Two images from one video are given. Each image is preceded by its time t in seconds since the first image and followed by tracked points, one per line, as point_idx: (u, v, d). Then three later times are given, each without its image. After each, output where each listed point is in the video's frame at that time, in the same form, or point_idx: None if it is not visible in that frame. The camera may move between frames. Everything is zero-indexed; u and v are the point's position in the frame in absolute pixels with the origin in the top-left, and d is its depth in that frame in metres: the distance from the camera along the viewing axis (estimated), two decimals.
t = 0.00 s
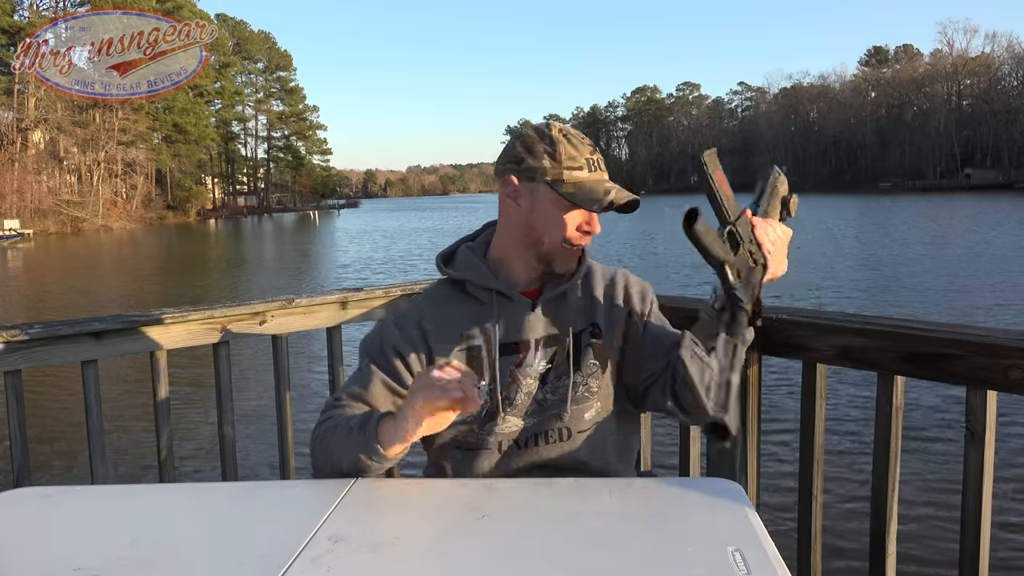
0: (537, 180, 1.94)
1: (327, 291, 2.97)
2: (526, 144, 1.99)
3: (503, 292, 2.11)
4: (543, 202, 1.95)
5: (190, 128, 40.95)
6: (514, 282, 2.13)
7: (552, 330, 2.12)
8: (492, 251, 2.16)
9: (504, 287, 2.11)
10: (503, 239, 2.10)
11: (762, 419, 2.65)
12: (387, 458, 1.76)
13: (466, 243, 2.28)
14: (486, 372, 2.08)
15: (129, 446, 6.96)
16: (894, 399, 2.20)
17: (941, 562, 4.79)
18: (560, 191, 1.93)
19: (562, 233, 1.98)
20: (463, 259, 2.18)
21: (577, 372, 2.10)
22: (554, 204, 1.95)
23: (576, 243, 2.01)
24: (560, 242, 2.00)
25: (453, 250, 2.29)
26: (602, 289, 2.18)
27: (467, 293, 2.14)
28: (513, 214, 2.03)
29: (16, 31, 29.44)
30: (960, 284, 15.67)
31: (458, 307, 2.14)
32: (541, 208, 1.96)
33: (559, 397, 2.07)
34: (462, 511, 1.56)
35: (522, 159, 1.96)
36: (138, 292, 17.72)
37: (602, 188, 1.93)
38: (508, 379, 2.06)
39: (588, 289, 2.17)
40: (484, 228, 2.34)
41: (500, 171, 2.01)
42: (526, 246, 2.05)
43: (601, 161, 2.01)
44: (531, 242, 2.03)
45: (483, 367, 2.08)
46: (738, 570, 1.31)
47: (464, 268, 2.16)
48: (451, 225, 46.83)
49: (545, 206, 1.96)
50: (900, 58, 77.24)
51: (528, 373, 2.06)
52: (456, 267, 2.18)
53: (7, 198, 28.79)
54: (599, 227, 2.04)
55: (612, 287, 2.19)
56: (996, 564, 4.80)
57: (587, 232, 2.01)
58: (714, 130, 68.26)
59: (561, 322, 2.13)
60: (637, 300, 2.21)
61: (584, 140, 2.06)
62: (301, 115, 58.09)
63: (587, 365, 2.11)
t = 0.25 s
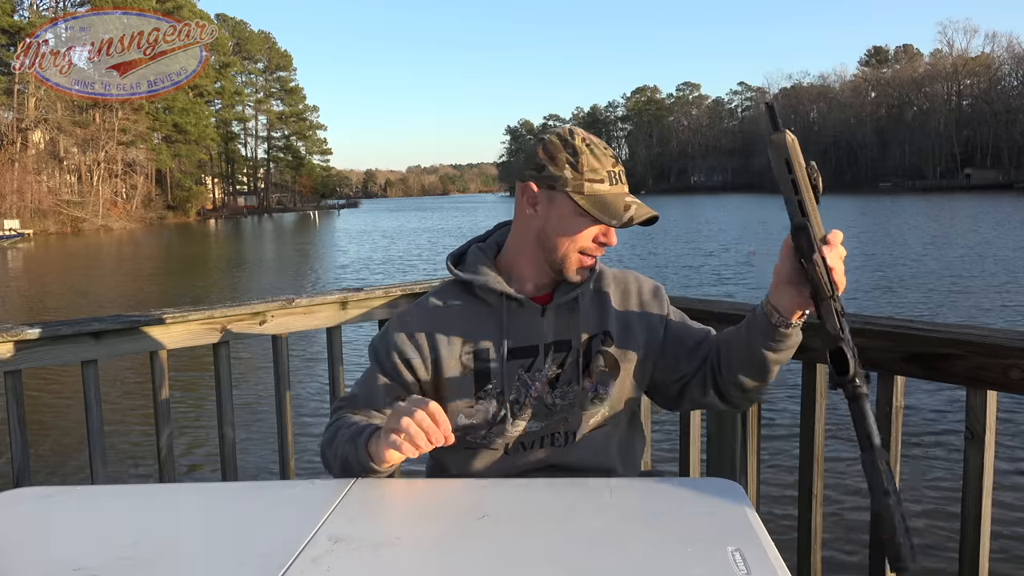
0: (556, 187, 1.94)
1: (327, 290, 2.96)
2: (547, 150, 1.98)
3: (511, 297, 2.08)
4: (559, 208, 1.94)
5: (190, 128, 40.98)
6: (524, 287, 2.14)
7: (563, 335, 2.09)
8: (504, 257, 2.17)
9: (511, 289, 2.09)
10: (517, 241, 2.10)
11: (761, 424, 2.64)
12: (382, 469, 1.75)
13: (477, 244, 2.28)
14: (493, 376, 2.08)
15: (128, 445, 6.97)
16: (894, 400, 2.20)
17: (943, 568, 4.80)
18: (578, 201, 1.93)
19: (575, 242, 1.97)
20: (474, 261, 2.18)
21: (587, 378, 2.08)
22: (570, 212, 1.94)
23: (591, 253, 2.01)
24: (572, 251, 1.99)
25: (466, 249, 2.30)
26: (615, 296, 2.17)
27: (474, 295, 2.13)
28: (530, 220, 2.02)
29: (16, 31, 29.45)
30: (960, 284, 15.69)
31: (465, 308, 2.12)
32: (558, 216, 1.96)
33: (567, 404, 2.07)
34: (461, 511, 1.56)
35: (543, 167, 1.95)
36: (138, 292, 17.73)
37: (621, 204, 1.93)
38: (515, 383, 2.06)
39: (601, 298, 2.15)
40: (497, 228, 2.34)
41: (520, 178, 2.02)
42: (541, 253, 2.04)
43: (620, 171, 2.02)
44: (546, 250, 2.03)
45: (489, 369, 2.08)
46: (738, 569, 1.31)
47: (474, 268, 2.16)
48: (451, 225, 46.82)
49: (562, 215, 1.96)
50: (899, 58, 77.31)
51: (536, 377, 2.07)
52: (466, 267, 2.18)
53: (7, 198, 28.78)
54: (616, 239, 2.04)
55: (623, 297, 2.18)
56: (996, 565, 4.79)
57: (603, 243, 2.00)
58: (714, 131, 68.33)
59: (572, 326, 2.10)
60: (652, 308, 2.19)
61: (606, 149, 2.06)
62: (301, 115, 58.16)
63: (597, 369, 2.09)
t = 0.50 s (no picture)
0: (582, 187, 1.90)
1: (328, 290, 2.96)
2: (576, 149, 1.94)
3: (533, 298, 2.06)
4: (585, 209, 1.91)
5: (190, 128, 40.99)
6: (544, 285, 2.07)
7: (581, 341, 2.07)
8: (528, 253, 2.12)
9: (532, 289, 2.06)
10: (540, 241, 2.05)
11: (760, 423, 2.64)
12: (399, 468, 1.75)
13: (501, 239, 2.24)
14: (507, 376, 2.06)
15: (128, 445, 6.98)
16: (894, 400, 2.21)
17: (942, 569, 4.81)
18: (606, 201, 1.89)
19: (601, 246, 1.94)
20: (497, 258, 2.14)
21: (600, 389, 2.07)
22: (598, 216, 1.91)
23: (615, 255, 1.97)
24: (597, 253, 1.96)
25: (487, 246, 2.26)
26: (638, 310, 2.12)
27: (493, 291, 2.10)
28: (555, 219, 1.98)
29: (16, 31, 29.45)
30: (960, 284, 15.69)
31: (482, 305, 2.08)
32: (585, 217, 1.92)
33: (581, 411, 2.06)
34: (463, 512, 1.56)
35: (571, 165, 1.92)
36: (137, 292, 17.73)
37: (647, 207, 1.90)
38: (528, 386, 2.05)
39: (623, 313, 2.10)
40: (519, 227, 2.30)
41: (548, 176, 1.97)
42: (563, 254, 2.01)
43: (647, 172, 1.98)
44: (570, 250, 1.99)
45: (505, 370, 2.06)
46: (738, 569, 1.31)
47: (496, 265, 2.11)
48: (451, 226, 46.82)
49: (588, 214, 1.92)
50: (900, 58, 77.28)
51: (551, 380, 2.05)
52: (488, 263, 2.15)
53: (7, 198, 28.76)
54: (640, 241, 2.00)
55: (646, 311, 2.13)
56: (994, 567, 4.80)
57: (628, 245, 1.97)
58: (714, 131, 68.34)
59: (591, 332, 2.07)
60: (673, 326, 2.13)
61: (635, 150, 2.01)
62: (301, 115, 58.20)
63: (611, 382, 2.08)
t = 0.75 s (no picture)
0: (623, 190, 1.87)
1: (328, 290, 2.95)
2: (618, 148, 1.91)
3: (560, 301, 2.05)
4: (623, 212, 1.88)
5: (190, 128, 41.01)
6: (574, 287, 2.09)
7: (604, 352, 2.04)
8: (565, 253, 2.12)
9: (560, 290, 2.07)
10: (576, 242, 2.05)
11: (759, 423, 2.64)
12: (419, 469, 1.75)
13: (539, 236, 2.27)
14: (525, 378, 2.05)
15: (128, 445, 6.98)
16: (893, 400, 2.20)
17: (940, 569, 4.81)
18: (644, 205, 1.85)
19: (637, 252, 1.90)
20: (532, 254, 2.16)
21: (617, 406, 2.04)
22: (635, 220, 1.87)
23: (648, 263, 1.93)
24: (632, 259, 1.92)
25: (524, 240, 2.28)
26: (664, 332, 2.08)
27: (524, 286, 2.10)
28: (592, 219, 1.96)
29: (16, 31, 29.44)
30: (959, 284, 15.71)
31: (507, 300, 2.09)
32: (621, 221, 1.89)
33: (598, 422, 2.04)
34: (464, 512, 1.56)
35: (611, 164, 1.89)
36: (137, 292, 17.72)
37: (686, 212, 1.84)
38: (546, 389, 2.04)
39: (650, 336, 2.07)
40: (560, 226, 2.32)
41: (589, 174, 1.95)
42: (594, 255, 1.99)
43: (693, 179, 1.91)
44: (603, 254, 1.96)
45: (523, 371, 2.05)
46: (738, 568, 1.31)
47: (530, 263, 2.13)
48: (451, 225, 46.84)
49: (625, 216, 1.88)
50: (900, 58, 77.35)
51: (568, 388, 2.03)
52: (524, 258, 2.16)
53: (7, 198, 28.74)
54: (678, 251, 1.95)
55: (671, 332, 2.08)
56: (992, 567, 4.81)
57: (663, 253, 1.92)
58: (714, 131, 68.38)
59: (614, 342, 2.05)
60: (699, 352, 2.07)
61: (682, 158, 1.97)
62: (301, 115, 58.24)
63: (628, 402, 2.05)
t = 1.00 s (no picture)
0: (662, 200, 1.80)
1: (328, 290, 2.96)
2: (659, 156, 1.82)
3: (586, 309, 2.02)
4: (659, 225, 1.81)
5: (190, 128, 41.01)
6: (601, 295, 2.05)
7: (625, 366, 2.02)
8: (595, 260, 2.07)
9: (587, 299, 2.03)
10: (607, 251, 1.99)
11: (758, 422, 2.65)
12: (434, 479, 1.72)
13: (570, 237, 2.23)
14: (543, 383, 2.04)
15: (128, 445, 6.97)
16: (894, 401, 2.20)
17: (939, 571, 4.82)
18: (682, 219, 1.77)
19: (672, 266, 1.83)
20: (562, 255, 2.12)
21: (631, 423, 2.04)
22: (672, 235, 1.80)
23: (683, 278, 1.86)
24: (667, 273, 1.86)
25: (555, 240, 2.24)
26: (687, 347, 2.05)
27: (551, 288, 2.08)
28: (627, 227, 1.90)
29: (16, 31, 29.41)
30: (959, 284, 15.71)
31: (531, 300, 2.07)
32: (657, 234, 1.82)
33: (612, 434, 2.05)
34: (465, 512, 1.56)
35: (651, 173, 1.80)
36: (138, 292, 17.72)
37: (727, 227, 1.77)
38: (564, 396, 2.03)
39: (673, 353, 2.05)
40: (594, 228, 2.28)
41: (626, 182, 1.87)
42: (627, 267, 1.93)
43: (734, 192, 1.84)
44: (636, 265, 1.90)
45: (541, 375, 2.04)
46: (738, 569, 1.31)
47: (557, 265, 2.10)
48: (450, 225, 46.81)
49: (662, 229, 1.81)
50: (900, 58, 77.34)
51: (585, 398, 2.02)
52: (553, 260, 2.12)
53: (7, 198, 28.73)
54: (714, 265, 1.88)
55: (693, 350, 2.05)
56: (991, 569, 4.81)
57: (699, 267, 1.85)
58: (714, 131, 68.37)
59: (637, 356, 2.02)
60: (721, 373, 2.05)
61: (725, 167, 1.88)
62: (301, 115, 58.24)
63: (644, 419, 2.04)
